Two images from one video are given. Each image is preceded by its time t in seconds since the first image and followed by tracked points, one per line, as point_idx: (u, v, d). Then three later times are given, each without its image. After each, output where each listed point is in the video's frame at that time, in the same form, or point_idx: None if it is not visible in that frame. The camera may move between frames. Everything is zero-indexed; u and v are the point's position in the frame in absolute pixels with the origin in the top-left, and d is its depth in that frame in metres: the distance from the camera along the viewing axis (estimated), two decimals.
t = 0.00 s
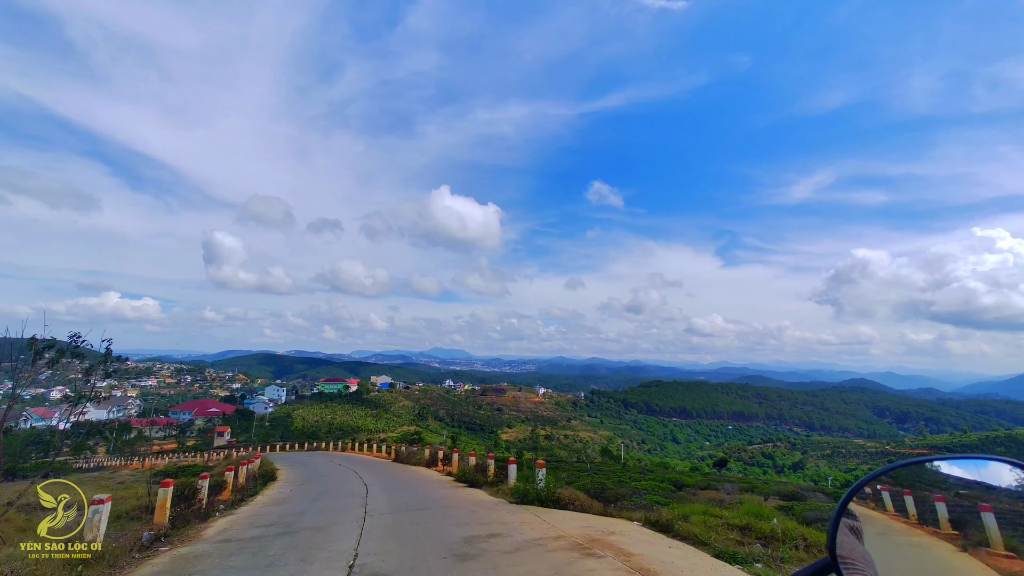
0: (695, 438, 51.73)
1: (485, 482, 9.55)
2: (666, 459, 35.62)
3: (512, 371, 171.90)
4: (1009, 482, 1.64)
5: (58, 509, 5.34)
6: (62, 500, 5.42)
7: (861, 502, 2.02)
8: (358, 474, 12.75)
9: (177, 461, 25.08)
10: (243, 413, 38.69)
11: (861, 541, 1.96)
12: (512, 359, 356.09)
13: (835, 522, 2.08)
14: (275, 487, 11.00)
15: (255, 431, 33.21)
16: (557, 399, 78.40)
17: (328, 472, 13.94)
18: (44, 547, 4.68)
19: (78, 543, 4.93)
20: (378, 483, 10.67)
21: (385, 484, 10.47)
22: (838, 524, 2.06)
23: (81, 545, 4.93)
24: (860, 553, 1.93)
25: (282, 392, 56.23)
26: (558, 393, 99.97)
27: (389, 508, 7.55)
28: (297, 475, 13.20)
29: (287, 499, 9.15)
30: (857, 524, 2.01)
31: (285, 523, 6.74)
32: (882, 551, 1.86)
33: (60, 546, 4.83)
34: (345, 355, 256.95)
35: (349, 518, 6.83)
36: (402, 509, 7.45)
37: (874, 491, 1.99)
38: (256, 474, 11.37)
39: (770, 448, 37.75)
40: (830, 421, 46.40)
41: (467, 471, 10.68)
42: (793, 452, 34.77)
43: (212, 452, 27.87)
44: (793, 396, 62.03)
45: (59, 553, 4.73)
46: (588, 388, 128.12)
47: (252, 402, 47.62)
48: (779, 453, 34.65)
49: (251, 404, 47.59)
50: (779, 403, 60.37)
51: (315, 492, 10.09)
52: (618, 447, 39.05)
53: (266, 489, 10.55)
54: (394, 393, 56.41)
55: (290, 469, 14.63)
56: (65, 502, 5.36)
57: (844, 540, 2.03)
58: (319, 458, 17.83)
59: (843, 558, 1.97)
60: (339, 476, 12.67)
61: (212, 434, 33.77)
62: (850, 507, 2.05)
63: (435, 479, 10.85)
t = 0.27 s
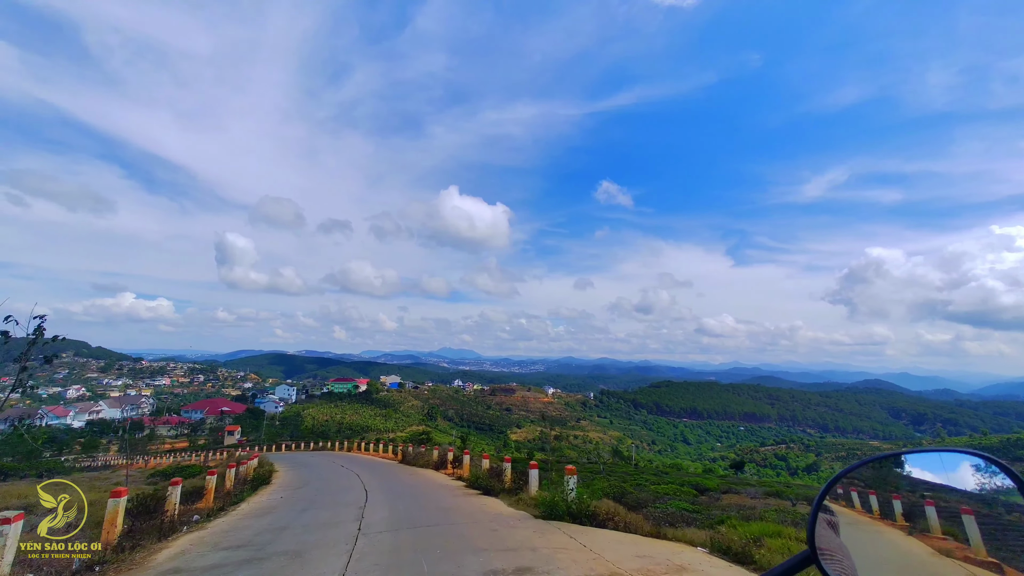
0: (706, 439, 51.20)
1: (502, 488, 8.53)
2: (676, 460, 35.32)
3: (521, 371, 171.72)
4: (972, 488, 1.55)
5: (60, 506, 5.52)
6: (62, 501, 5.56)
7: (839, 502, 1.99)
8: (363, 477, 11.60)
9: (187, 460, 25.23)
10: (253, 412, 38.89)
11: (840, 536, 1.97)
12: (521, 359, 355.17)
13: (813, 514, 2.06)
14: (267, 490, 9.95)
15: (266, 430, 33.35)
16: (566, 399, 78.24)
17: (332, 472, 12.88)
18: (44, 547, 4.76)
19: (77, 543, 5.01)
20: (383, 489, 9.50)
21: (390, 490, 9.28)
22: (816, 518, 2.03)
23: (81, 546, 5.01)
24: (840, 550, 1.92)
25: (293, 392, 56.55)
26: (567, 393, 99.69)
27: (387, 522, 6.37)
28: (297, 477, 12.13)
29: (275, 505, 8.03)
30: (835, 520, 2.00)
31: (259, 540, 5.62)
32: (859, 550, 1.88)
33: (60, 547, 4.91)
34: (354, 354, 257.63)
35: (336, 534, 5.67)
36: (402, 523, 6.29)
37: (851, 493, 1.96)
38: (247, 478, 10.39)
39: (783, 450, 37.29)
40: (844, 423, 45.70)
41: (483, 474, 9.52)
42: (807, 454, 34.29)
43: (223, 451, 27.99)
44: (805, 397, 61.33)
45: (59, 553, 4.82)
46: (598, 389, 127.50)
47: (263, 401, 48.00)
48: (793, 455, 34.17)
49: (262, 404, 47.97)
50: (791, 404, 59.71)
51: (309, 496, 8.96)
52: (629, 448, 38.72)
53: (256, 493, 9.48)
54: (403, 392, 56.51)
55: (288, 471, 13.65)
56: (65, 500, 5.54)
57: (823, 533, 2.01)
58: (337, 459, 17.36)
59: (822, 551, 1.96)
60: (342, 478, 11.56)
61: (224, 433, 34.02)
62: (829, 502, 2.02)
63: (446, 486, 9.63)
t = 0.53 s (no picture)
0: (718, 441, 50.60)
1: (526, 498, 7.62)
2: (688, 461, 34.99)
3: (530, 372, 171.24)
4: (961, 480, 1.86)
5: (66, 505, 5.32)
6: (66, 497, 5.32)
7: (849, 499, 2.15)
8: (365, 484, 10.58)
9: (201, 459, 25.42)
10: (265, 411, 39.11)
11: (847, 532, 2.11)
12: (530, 359, 354.41)
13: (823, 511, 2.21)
14: (255, 498, 9.02)
15: (277, 430, 33.52)
16: (576, 400, 77.87)
17: (333, 478, 11.92)
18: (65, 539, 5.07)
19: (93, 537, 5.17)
20: (383, 501, 8.48)
21: (391, 504, 8.26)
22: (827, 515, 2.18)
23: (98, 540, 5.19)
24: (846, 543, 2.09)
25: (304, 392, 56.81)
26: (577, 394, 99.17)
27: (377, 551, 5.34)
28: (294, 482, 11.21)
29: (256, 518, 7.10)
30: (843, 516, 2.16)
31: (217, 571, 4.67)
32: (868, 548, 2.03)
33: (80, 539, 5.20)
34: (364, 354, 258.83)
35: (310, 566, 4.69)
36: (394, 556, 5.10)
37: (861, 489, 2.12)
38: (237, 483, 9.58)
39: (797, 452, 36.74)
40: (860, 424, 44.95)
41: (501, 481, 8.68)
42: (822, 456, 33.72)
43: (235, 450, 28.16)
44: (819, 397, 60.47)
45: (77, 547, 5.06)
46: (607, 390, 126.70)
47: (275, 401, 48.29)
48: (808, 457, 33.64)
49: (273, 403, 48.26)
50: (805, 405, 58.90)
51: (297, 508, 7.82)
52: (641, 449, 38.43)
53: (241, 502, 8.57)
54: (413, 392, 56.57)
55: (289, 475, 12.85)
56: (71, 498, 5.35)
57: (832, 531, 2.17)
58: (357, 460, 16.72)
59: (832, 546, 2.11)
60: (343, 486, 10.55)
61: (236, 432, 34.24)
62: (839, 499, 2.18)
63: (457, 501, 8.56)
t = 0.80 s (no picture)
0: (732, 442, 49.81)
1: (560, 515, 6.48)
2: (702, 463, 34.43)
3: (541, 372, 170.55)
4: (921, 487, 1.98)
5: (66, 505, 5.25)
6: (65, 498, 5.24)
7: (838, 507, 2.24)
8: (367, 493, 9.35)
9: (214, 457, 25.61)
10: (277, 410, 39.36)
11: (835, 538, 2.18)
12: (541, 359, 353.49)
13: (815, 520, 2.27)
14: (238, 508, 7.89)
15: (289, 428, 33.69)
16: (587, 400, 77.36)
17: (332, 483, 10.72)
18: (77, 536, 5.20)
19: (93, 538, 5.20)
20: (384, 516, 7.21)
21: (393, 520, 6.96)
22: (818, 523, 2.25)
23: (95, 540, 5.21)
24: (835, 549, 2.15)
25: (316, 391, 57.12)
26: (589, 394, 98.54)
27: None
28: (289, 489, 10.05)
29: (229, 537, 5.92)
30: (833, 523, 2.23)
31: None
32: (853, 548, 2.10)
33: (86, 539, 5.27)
34: (376, 354, 260.26)
35: None
36: None
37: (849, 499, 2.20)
38: (227, 488, 8.53)
39: (814, 454, 36.01)
40: (879, 426, 43.95)
41: (527, 493, 7.57)
42: (841, 459, 32.98)
43: (248, 448, 28.34)
44: (836, 399, 59.30)
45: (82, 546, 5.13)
46: (619, 390, 125.78)
47: (288, 400, 48.61)
48: (826, 460, 32.90)
49: (286, 402, 48.60)
50: (821, 406, 57.79)
51: (283, 523, 6.75)
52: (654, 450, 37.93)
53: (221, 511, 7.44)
54: (425, 392, 56.60)
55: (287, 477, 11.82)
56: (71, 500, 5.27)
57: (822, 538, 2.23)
58: (371, 462, 15.65)
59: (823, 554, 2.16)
60: (342, 493, 9.34)
61: (248, 430, 34.50)
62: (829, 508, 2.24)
63: (470, 516, 7.28)
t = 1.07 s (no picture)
0: (753, 444, 48.85)
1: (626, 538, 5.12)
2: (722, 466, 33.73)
3: (556, 372, 170.10)
4: (931, 476, 1.88)
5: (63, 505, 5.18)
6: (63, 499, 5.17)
7: (855, 499, 2.09)
8: (373, 500, 8.50)
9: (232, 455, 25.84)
10: (295, 409, 39.69)
11: (858, 537, 2.03)
12: (557, 359, 352.46)
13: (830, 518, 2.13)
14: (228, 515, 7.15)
15: (306, 427, 33.93)
16: (604, 401, 76.73)
17: (336, 488, 9.90)
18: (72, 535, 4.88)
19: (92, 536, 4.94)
20: (390, 526, 6.39)
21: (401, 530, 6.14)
22: (834, 521, 2.11)
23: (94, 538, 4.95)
24: (855, 547, 2.01)
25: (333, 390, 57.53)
26: (605, 395, 97.74)
27: None
28: (289, 494, 9.26)
29: (191, 561, 4.72)
30: (853, 520, 2.07)
31: None
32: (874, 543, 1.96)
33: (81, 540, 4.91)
34: (393, 354, 262.40)
35: None
36: None
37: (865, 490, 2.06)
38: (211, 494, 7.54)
39: (838, 457, 35.01)
40: (905, 430, 42.63)
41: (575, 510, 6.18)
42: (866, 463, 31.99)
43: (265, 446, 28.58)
44: (860, 401, 57.77)
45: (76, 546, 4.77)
46: (636, 391, 124.53)
47: (305, 399, 49.05)
48: (851, 463, 31.94)
49: (303, 401, 49.05)
50: (845, 408, 56.36)
51: (260, 543, 5.44)
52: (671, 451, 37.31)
53: (205, 520, 6.64)
54: (440, 392, 56.65)
55: (290, 481, 11.08)
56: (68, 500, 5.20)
57: (841, 537, 2.09)
58: (383, 463, 14.79)
59: (841, 553, 2.03)
60: (346, 500, 8.51)
61: (266, 429, 34.81)
62: (846, 502, 2.11)
63: (489, 528, 6.40)
